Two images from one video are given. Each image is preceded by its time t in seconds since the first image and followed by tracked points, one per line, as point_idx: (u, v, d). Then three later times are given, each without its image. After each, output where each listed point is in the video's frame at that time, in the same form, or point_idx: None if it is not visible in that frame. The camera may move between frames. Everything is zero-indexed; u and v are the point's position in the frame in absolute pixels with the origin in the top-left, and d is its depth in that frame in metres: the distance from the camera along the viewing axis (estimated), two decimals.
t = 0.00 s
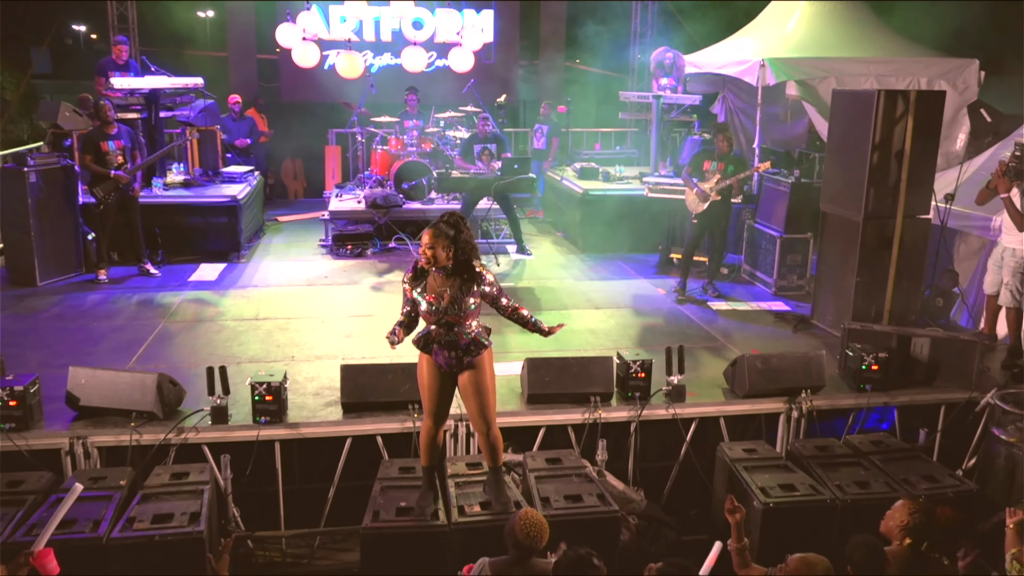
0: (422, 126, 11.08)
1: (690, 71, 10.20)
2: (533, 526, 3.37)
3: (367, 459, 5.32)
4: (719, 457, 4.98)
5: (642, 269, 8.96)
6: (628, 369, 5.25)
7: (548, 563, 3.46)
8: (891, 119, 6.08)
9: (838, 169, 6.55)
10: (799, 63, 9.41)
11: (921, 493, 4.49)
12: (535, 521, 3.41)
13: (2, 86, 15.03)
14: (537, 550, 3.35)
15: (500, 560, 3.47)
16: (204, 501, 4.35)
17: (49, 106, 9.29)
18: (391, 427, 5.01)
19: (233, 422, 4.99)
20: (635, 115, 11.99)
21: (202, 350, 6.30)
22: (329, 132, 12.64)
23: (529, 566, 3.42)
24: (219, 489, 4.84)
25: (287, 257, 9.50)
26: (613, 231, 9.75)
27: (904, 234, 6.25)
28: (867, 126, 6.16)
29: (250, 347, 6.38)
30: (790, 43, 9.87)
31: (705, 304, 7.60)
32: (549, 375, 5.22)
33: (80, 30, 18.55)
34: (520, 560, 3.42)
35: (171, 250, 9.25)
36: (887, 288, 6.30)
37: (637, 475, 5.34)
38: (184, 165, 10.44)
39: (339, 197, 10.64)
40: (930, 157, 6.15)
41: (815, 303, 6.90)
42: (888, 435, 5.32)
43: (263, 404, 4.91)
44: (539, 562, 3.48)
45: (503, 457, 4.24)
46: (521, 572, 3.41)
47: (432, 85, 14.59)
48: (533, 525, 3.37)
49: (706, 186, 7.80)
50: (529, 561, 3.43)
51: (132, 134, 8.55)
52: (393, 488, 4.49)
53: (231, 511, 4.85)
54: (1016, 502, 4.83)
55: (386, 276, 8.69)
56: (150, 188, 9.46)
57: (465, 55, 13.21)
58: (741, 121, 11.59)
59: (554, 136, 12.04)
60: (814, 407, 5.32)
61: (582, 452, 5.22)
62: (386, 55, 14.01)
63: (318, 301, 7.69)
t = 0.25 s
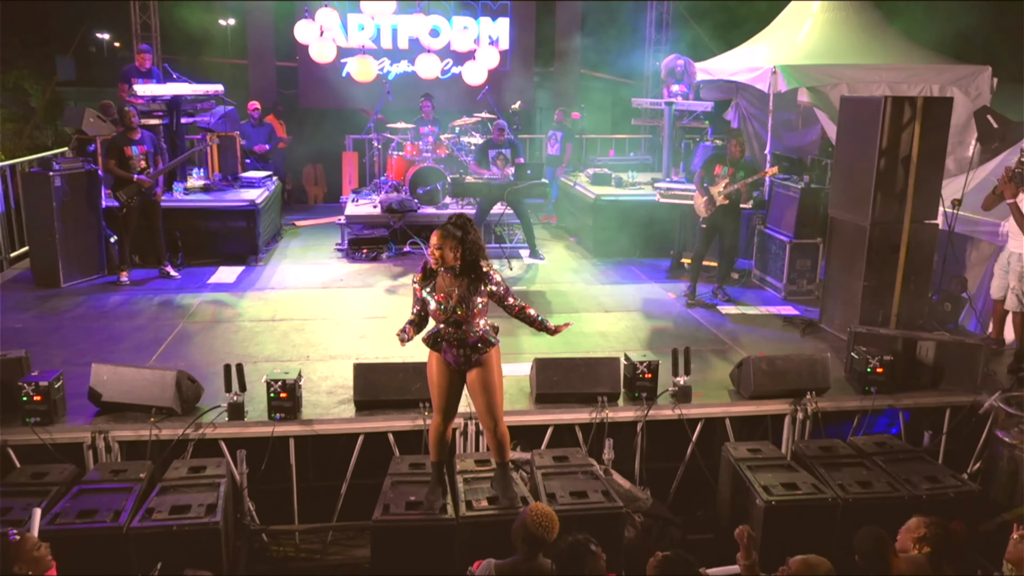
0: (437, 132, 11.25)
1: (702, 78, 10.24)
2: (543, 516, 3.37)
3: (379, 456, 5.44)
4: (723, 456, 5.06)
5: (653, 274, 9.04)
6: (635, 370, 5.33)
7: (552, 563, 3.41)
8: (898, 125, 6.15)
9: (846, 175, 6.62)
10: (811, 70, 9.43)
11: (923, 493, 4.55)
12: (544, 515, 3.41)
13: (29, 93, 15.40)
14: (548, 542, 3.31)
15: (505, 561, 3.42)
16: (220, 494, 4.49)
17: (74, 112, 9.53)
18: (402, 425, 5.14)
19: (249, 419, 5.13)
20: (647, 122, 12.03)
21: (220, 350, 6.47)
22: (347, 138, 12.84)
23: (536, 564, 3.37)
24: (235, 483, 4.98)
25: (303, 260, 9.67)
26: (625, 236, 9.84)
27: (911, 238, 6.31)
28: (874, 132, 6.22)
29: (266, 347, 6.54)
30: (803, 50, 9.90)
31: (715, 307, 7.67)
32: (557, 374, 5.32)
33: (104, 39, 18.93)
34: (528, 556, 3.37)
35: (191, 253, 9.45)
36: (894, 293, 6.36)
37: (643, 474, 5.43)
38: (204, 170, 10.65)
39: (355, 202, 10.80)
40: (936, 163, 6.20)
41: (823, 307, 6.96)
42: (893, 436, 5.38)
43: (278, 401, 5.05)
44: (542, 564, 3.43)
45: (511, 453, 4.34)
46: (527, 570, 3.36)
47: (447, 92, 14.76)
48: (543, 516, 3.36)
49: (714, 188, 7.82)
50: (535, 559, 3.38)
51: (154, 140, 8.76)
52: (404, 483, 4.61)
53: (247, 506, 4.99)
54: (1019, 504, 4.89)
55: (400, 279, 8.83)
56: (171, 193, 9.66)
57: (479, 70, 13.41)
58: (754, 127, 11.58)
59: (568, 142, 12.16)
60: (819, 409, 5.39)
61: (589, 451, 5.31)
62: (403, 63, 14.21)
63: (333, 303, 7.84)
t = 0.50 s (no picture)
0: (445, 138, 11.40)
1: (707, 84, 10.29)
2: (544, 517, 3.53)
3: (384, 454, 5.54)
4: (722, 455, 5.15)
5: (657, 277, 9.13)
6: (636, 370, 5.41)
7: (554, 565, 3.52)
8: (897, 130, 6.23)
9: (846, 179, 6.71)
10: (814, 76, 9.51)
11: (917, 491, 4.63)
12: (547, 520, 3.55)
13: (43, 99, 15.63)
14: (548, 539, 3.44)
15: (507, 564, 3.54)
16: (229, 488, 4.60)
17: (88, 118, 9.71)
18: (407, 423, 5.24)
19: (258, 416, 5.25)
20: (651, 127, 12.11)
21: (230, 350, 6.60)
22: (355, 143, 12.99)
23: (537, 566, 3.49)
24: (243, 479, 5.09)
25: (312, 263, 9.81)
26: (630, 240, 9.93)
27: (911, 242, 6.38)
28: (874, 137, 6.30)
29: (275, 347, 6.67)
30: (807, 56, 9.96)
31: (717, 310, 7.74)
32: (559, 374, 5.42)
33: (116, 45, 19.11)
34: (529, 558, 3.49)
35: (202, 256, 9.61)
36: (893, 296, 6.44)
37: (643, 473, 5.51)
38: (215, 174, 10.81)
39: (363, 206, 10.93)
40: (935, 168, 6.28)
41: (824, 310, 7.03)
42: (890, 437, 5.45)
43: (286, 399, 5.18)
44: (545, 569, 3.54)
45: (512, 449, 4.44)
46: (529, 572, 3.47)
47: (455, 98, 14.90)
48: (544, 516, 3.52)
49: (721, 194, 7.88)
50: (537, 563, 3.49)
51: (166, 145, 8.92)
52: (408, 478, 4.72)
53: (254, 501, 5.10)
54: (1015, 503, 4.96)
55: (406, 282, 8.96)
56: (182, 196, 9.82)
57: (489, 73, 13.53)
58: (760, 133, 11.63)
59: (574, 147, 12.26)
60: (817, 409, 5.46)
61: (590, 449, 5.40)
62: (411, 69, 14.36)
63: (340, 305, 7.97)
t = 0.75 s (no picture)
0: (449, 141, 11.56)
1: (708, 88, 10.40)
2: (539, 508, 3.64)
3: (387, 449, 5.68)
4: (717, 451, 5.26)
5: (658, 279, 9.25)
6: (633, 368, 5.53)
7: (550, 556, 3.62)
8: (891, 134, 6.33)
9: (842, 182, 6.82)
10: (814, 81, 9.58)
11: (907, 485, 4.74)
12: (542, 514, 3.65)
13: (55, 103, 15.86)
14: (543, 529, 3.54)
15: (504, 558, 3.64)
16: (236, 480, 4.74)
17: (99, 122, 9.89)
18: (409, 418, 5.37)
19: (264, 411, 5.39)
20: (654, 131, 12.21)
21: (237, 348, 6.74)
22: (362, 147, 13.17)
23: (533, 557, 3.58)
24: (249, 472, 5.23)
25: (318, 265, 9.97)
26: (631, 242, 10.05)
27: (905, 243, 6.49)
28: (869, 141, 6.41)
29: (282, 346, 6.81)
30: (807, 61, 10.05)
31: (716, 311, 7.85)
32: (558, 372, 5.54)
33: (126, 50, 19.35)
34: (525, 551, 3.58)
35: (210, 257, 9.77)
36: (888, 296, 6.54)
37: (640, 468, 5.63)
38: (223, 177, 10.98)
39: (369, 209, 11.07)
40: (929, 171, 6.38)
41: (821, 311, 7.13)
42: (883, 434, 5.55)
43: (291, 395, 5.29)
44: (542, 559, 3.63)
45: (510, 442, 4.57)
46: (526, 564, 3.56)
47: (460, 103, 15.06)
48: (539, 508, 3.63)
49: (720, 196, 7.99)
50: (533, 554, 3.58)
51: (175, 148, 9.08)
52: (409, 471, 4.84)
53: (260, 494, 5.24)
54: (1004, 499, 5.05)
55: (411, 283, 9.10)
56: (191, 199, 9.98)
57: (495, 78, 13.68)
58: (761, 137, 11.77)
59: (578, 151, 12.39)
60: (811, 407, 5.58)
61: (588, 445, 5.52)
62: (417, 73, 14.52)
63: (346, 306, 8.11)
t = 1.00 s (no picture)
0: (450, 143, 11.69)
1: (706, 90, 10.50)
2: (530, 498, 3.64)
3: (387, 443, 5.80)
4: (710, 444, 5.38)
5: (655, 278, 9.36)
6: (628, 363, 5.65)
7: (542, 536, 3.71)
8: (884, 135, 6.44)
9: (835, 182, 6.93)
10: (811, 83, 9.69)
11: (894, 478, 4.85)
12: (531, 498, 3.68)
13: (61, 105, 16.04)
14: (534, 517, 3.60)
15: (497, 537, 3.73)
16: (239, 471, 4.87)
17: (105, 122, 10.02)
18: (408, 412, 5.48)
19: (266, 405, 5.51)
20: (652, 132, 12.32)
21: (241, 344, 6.87)
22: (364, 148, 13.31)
23: (524, 539, 3.67)
24: (252, 465, 5.35)
25: (321, 264, 10.10)
26: (630, 242, 10.17)
27: (897, 242, 6.60)
28: (861, 141, 6.52)
29: (284, 342, 6.94)
30: (805, 62, 10.16)
31: (713, 310, 7.96)
32: (554, 367, 5.66)
33: (131, 52, 19.51)
34: (517, 534, 3.67)
35: (215, 256, 9.90)
36: (881, 294, 6.65)
37: (635, 462, 5.75)
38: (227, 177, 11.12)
39: (371, 209, 11.19)
40: (920, 171, 6.50)
41: (815, 309, 7.24)
42: (873, 430, 5.66)
43: (294, 388, 5.43)
44: (535, 539, 3.72)
45: (507, 435, 4.69)
46: (518, 545, 3.66)
47: (461, 105, 15.20)
48: (530, 498, 3.63)
49: (714, 195, 8.10)
50: (524, 536, 3.68)
51: (180, 149, 9.22)
52: (408, 464, 4.96)
53: (263, 486, 5.36)
54: (991, 492, 5.16)
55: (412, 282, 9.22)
56: (196, 199, 10.12)
57: (496, 80, 13.79)
58: (760, 138, 11.82)
59: (578, 152, 12.51)
60: (803, 402, 5.69)
61: (584, 439, 5.63)
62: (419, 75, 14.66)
63: (348, 304, 8.24)
